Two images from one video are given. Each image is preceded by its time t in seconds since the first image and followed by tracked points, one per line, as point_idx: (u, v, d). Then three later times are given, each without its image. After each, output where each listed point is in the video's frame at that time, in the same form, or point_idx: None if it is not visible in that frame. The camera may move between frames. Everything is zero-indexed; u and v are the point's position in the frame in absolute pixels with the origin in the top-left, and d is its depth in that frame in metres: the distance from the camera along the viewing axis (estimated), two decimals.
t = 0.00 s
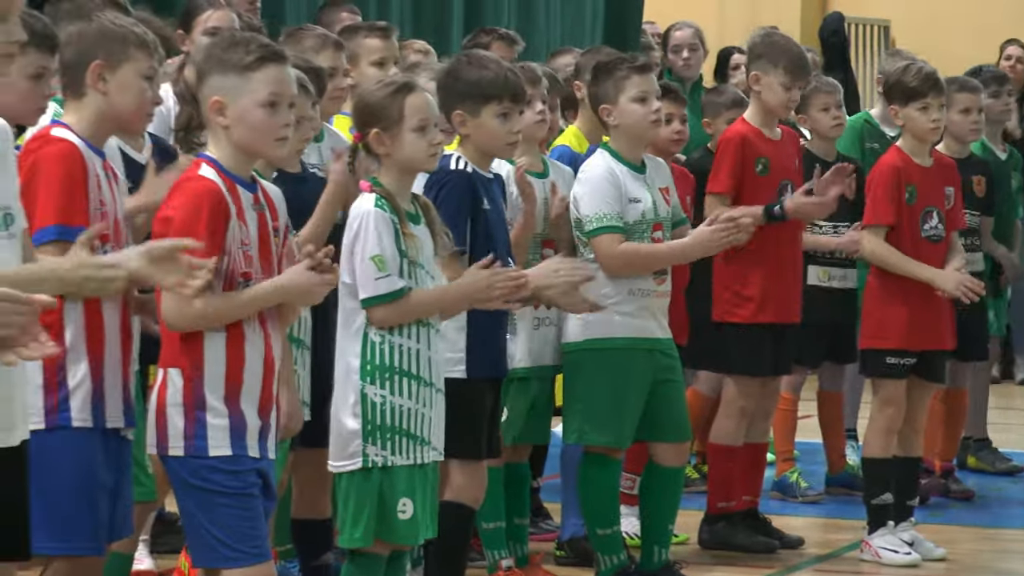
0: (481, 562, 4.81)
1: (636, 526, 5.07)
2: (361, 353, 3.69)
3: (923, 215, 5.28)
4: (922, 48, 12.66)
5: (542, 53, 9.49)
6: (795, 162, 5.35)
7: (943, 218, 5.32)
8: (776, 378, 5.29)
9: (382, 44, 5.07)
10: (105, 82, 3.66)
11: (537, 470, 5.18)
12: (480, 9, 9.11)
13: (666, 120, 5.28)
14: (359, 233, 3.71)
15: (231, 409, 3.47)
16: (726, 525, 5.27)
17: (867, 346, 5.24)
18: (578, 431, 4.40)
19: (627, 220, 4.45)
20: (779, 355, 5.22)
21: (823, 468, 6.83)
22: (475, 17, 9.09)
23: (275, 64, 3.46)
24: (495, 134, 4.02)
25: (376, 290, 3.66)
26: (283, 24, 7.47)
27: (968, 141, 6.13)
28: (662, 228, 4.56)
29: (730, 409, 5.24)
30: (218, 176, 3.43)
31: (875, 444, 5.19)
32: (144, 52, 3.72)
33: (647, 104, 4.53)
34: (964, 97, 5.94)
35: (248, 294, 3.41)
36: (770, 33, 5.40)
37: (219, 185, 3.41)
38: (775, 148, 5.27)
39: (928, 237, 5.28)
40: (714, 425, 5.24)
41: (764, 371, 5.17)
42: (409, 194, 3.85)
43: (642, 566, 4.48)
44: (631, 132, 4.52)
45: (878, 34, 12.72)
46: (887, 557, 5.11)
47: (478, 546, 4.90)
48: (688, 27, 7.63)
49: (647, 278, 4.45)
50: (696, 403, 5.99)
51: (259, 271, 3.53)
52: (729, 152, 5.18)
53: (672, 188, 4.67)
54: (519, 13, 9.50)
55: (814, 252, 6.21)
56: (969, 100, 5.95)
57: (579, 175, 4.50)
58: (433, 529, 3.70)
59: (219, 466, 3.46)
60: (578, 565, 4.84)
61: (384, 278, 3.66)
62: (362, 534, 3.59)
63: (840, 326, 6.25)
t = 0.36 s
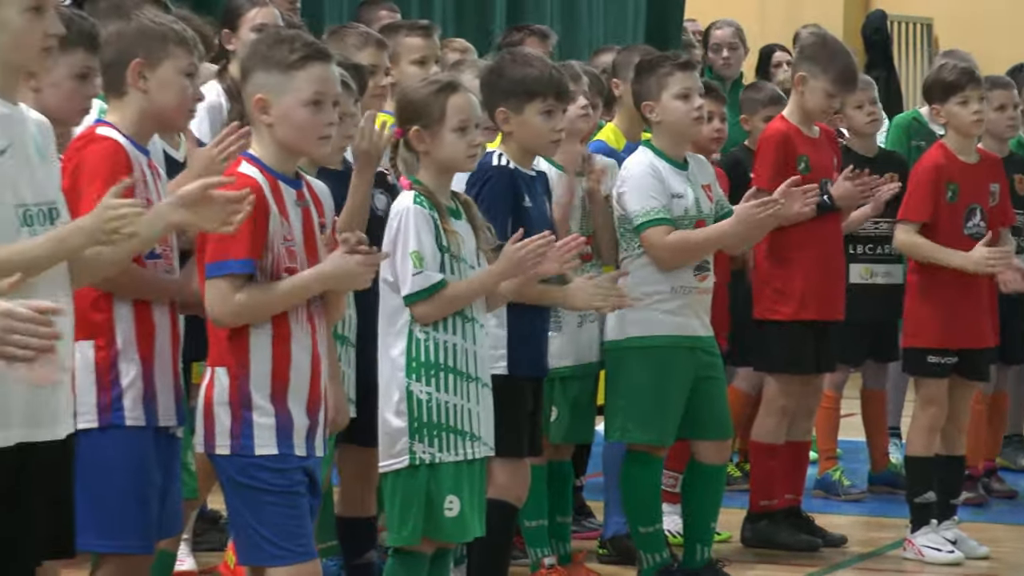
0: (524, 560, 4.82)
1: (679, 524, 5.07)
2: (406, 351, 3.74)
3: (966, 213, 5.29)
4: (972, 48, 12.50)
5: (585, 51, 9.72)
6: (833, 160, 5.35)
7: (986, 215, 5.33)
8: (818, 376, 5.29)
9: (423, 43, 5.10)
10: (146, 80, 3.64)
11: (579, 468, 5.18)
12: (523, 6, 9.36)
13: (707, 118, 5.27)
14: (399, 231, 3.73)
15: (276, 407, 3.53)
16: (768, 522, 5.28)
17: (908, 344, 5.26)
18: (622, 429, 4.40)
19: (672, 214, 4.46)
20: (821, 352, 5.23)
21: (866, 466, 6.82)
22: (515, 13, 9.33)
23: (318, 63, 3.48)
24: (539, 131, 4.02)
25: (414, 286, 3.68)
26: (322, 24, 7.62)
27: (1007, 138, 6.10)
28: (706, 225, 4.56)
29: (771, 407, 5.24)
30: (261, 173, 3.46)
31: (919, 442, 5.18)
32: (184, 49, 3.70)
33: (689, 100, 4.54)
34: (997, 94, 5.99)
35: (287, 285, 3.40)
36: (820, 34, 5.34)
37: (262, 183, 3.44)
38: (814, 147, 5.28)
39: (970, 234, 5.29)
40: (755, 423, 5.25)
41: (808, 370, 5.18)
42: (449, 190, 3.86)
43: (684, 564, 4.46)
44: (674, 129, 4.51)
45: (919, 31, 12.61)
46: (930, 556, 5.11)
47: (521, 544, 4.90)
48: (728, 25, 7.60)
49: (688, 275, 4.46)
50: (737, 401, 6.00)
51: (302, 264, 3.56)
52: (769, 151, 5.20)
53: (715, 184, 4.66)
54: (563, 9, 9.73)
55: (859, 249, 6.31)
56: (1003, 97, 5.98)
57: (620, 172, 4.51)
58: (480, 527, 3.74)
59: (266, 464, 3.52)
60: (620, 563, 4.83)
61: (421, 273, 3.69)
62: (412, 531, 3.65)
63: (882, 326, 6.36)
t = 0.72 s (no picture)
0: (565, 558, 4.84)
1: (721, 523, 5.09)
2: (448, 351, 3.76)
3: (1010, 209, 5.32)
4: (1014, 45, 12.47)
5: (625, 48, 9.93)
6: (874, 159, 5.35)
7: None
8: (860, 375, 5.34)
9: (469, 43, 5.17)
10: (190, 79, 3.68)
11: (622, 466, 5.23)
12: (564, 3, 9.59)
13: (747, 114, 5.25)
14: (440, 229, 3.76)
15: (322, 408, 3.63)
16: (810, 521, 5.31)
17: (953, 343, 5.29)
18: (664, 427, 4.43)
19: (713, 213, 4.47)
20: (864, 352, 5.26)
21: (909, 465, 6.84)
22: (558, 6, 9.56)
23: (364, 62, 3.54)
24: (580, 130, 4.06)
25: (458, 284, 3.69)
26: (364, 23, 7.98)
27: None
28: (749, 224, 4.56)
29: (812, 408, 5.28)
30: (306, 173, 3.51)
31: (961, 441, 5.25)
32: (228, 48, 3.71)
33: (729, 98, 4.55)
34: None
35: (328, 284, 3.45)
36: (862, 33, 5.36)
37: (307, 183, 3.49)
38: (855, 145, 5.28)
39: (1015, 230, 5.32)
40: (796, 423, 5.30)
41: (850, 369, 5.21)
42: (491, 189, 3.87)
43: (726, 563, 4.49)
44: (715, 128, 4.54)
45: (963, 30, 12.56)
46: (972, 556, 5.16)
47: (562, 542, 4.92)
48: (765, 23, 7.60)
49: (732, 273, 4.47)
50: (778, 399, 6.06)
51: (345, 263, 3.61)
52: (810, 146, 5.22)
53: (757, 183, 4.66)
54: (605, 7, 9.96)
55: (901, 247, 6.36)
56: None
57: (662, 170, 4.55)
58: (522, 527, 3.75)
59: (311, 463, 3.62)
60: (662, 562, 4.85)
61: (466, 273, 3.69)
62: (453, 530, 3.67)
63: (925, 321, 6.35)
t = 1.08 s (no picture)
0: (611, 560, 4.84)
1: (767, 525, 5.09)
2: (493, 353, 3.75)
3: None
4: None
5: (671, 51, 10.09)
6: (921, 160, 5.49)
7: None
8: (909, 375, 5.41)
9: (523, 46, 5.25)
10: (233, 79, 3.62)
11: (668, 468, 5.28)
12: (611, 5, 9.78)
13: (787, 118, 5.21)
14: (484, 232, 3.75)
15: (369, 409, 3.64)
16: (857, 523, 5.37)
17: (999, 345, 5.29)
18: (712, 429, 4.49)
19: (763, 214, 4.57)
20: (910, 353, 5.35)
21: (955, 467, 6.86)
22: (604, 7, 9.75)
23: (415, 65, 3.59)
24: (625, 132, 4.07)
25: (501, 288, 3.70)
26: (412, 23, 8.24)
27: None
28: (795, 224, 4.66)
29: (858, 409, 5.40)
30: (354, 176, 3.52)
31: (1008, 443, 5.31)
32: (270, 46, 3.66)
33: (775, 101, 4.64)
34: None
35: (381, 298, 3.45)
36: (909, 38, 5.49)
37: (355, 186, 3.50)
38: (901, 147, 5.42)
39: None
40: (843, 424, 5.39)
41: (896, 369, 5.31)
42: (535, 191, 3.87)
43: (773, 565, 4.56)
44: (761, 129, 4.63)
45: (1008, 31, 12.59)
46: (1018, 557, 5.18)
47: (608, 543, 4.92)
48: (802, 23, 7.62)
49: (780, 271, 4.55)
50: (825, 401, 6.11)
51: (392, 268, 3.61)
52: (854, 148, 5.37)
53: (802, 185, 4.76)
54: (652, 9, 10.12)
55: (944, 248, 6.38)
56: None
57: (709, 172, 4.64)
58: (568, 527, 3.75)
59: (359, 465, 3.63)
60: (708, 564, 4.89)
61: (508, 274, 3.69)
62: (501, 530, 3.67)
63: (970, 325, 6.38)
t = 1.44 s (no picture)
0: (651, 563, 4.89)
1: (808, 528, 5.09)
2: (531, 357, 3.73)
3: None
4: None
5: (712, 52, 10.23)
6: (960, 164, 5.59)
7: None
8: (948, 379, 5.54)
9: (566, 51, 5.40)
10: (276, 82, 3.67)
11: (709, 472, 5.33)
12: (650, 8, 10.01)
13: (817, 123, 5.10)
14: (522, 235, 3.71)
15: (410, 414, 3.65)
16: (897, 526, 5.43)
17: None
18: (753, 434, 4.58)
19: (805, 217, 4.62)
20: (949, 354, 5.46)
21: (996, 470, 6.89)
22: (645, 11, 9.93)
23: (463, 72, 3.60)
24: (662, 136, 4.12)
25: (539, 288, 3.67)
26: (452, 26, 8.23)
27: None
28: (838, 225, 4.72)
29: (898, 412, 5.50)
30: (396, 178, 3.53)
31: None
32: (312, 49, 3.71)
33: (816, 104, 4.68)
34: None
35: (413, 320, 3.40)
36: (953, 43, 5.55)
37: (397, 188, 3.51)
38: (941, 150, 5.52)
39: None
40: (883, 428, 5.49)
41: (934, 371, 5.41)
42: (573, 194, 3.85)
43: (812, 567, 4.64)
44: (801, 133, 4.67)
45: None
46: None
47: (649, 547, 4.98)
48: (835, 25, 7.71)
49: (818, 274, 4.59)
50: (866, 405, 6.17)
51: (431, 270, 3.58)
52: (892, 150, 5.47)
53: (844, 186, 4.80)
54: (691, 12, 10.35)
55: (981, 249, 6.48)
56: None
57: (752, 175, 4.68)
58: (608, 530, 3.74)
59: (400, 468, 3.64)
60: (747, 567, 4.97)
61: (544, 277, 3.67)
62: (543, 534, 3.66)
63: (1008, 326, 6.43)
